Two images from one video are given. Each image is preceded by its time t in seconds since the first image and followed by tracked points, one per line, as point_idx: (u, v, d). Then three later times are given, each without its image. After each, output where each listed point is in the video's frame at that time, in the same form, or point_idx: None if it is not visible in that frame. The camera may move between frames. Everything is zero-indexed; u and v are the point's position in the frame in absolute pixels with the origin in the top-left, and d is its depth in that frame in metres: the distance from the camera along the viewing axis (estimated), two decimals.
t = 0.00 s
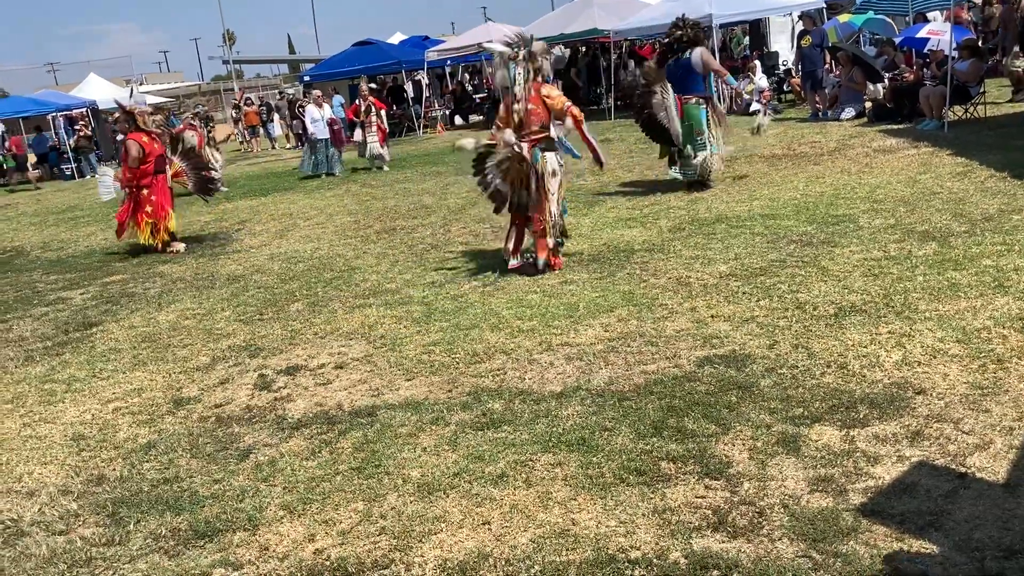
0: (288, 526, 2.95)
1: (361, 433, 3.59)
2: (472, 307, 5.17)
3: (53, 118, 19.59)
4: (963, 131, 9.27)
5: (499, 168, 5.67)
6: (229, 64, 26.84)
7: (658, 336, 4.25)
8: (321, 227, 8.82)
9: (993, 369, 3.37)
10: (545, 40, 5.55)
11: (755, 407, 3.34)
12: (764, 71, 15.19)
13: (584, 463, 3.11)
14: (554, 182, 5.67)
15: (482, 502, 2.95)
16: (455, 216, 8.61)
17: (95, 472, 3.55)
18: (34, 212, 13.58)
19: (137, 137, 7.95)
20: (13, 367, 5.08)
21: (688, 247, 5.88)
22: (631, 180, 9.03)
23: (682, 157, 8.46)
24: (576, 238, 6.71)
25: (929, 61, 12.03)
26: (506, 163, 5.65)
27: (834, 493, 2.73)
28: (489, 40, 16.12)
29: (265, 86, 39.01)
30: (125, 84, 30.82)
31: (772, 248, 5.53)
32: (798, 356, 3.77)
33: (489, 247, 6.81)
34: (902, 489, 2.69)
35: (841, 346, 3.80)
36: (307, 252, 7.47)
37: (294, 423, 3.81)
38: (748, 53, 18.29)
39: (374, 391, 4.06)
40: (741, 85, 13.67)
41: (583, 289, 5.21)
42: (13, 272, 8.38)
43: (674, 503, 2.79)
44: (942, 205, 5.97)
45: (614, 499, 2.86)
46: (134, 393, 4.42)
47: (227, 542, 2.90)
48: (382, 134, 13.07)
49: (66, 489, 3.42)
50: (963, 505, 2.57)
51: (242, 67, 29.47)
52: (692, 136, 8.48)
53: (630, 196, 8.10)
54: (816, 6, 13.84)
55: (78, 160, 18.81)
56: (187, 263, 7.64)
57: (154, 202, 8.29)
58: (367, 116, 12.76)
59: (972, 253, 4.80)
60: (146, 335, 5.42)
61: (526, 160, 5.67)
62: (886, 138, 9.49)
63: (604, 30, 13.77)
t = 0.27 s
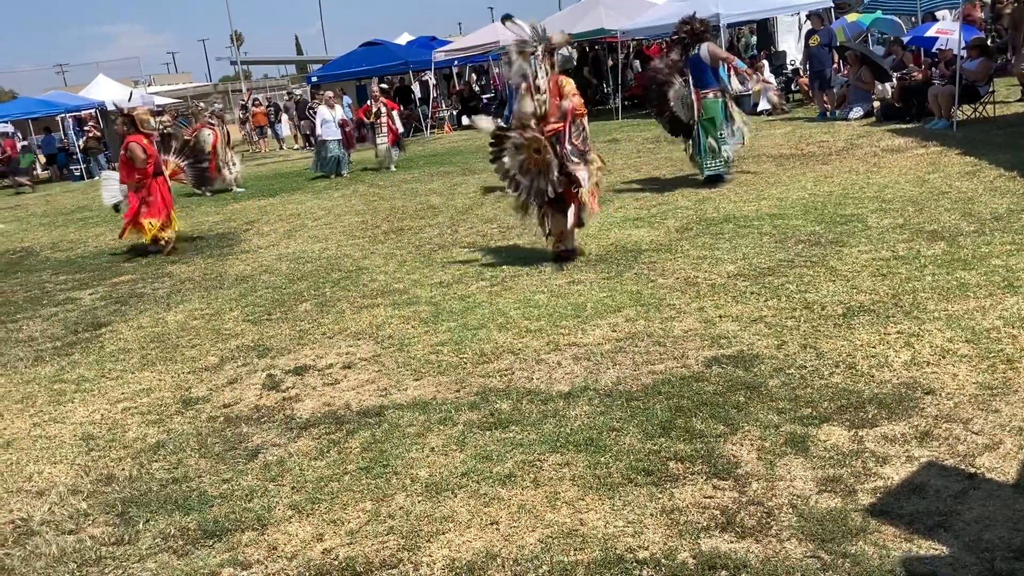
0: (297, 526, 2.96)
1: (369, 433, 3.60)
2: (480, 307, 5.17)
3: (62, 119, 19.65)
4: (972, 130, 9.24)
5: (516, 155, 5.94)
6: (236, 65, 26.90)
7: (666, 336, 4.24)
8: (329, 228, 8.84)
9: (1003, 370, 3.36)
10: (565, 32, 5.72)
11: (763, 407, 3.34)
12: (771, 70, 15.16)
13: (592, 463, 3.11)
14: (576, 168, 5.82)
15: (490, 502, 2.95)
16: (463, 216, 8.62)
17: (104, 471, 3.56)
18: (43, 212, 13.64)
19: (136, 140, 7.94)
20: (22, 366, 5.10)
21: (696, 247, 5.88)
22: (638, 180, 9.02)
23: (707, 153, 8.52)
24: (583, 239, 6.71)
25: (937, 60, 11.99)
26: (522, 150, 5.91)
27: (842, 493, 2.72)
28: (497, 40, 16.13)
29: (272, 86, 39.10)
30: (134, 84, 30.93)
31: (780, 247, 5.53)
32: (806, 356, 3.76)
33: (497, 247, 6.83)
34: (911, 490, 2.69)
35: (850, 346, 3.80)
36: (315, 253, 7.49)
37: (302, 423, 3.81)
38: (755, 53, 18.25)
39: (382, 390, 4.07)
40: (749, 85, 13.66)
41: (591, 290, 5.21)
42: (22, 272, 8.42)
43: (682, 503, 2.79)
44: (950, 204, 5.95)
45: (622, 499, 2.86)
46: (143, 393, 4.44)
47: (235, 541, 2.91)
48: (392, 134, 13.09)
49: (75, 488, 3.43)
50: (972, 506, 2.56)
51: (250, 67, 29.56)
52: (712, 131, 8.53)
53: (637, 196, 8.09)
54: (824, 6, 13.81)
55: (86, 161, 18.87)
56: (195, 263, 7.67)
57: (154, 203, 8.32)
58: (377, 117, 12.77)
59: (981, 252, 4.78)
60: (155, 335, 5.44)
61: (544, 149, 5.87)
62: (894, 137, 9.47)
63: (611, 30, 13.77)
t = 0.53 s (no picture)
0: (307, 526, 2.97)
1: (378, 434, 3.61)
2: (488, 308, 5.18)
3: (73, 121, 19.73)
4: (982, 130, 9.20)
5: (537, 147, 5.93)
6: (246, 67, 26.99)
7: (675, 337, 4.24)
8: (337, 229, 8.86)
9: (1014, 371, 3.34)
10: (596, 28, 5.82)
11: (772, 409, 3.33)
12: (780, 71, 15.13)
13: (601, 464, 3.11)
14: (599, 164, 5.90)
15: (499, 503, 2.96)
16: (472, 217, 8.63)
17: (115, 472, 3.58)
18: (55, 214, 13.70)
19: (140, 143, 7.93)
20: (34, 367, 5.13)
21: (705, 248, 5.87)
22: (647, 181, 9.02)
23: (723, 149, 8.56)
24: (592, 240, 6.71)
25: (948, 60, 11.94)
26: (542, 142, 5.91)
27: (852, 495, 2.72)
28: (505, 42, 16.15)
29: (281, 88, 39.21)
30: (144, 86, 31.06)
31: (789, 249, 5.52)
32: (816, 358, 3.75)
33: (505, 248, 6.83)
34: (922, 492, 2.68)
35: (860, 347, 3.79)
36: (324, 254, 7.50)
37: (312, 423, 3.82)
38: (764, 53, 18.22)
39: (391, 391, 4.08)
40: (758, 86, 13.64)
41: (600, 291, 5.21)
42: (33, 273, 8.46)
43: (692, 505, 2.79)
44: (961, 205, 5.93)
45: (631, 501, 2.86)
46: (154, 393, 4.45)
47: (245, 542, 2.92)
48: (403, 136, 13.12)
49: (86, 488, 3.45)
50: (983, 508, 2.55)
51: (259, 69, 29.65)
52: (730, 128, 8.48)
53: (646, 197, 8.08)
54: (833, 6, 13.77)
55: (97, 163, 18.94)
56: (205, 264, 7.69)
57: (154, 202, 8.39)
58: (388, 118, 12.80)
59: (991, 254, 4.77)
60: (165, 336, 5.46)
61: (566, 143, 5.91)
62: (904, 138, 9.44)
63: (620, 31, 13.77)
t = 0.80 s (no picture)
0: (315, 528, 2.97)
1: (387, 435, 3.61)
2: (497, 310, 5.17)
3: (82, 122, 19.79)
4: (993, 133, 9.16)
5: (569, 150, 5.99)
6: (254, 69, 27.06)
7: (684, 340, 4.23)
8: (346, 230, 8.87)
9: None
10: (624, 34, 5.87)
11: (782, 412, 3.32)
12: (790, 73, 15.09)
13: (610, 467, 3.10)
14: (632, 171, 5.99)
15: (507, 505, 2.95)
16: (480, 218, 8.63)
17: (123, 472, 3.58)
18: (64, 215, 13.75)
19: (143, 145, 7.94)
20: (43, 367, 5.14)
21: (714, 250, 5.85)
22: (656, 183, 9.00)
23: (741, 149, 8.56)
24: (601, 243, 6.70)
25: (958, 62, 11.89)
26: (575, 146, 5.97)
27: (863, 499, 2.70)
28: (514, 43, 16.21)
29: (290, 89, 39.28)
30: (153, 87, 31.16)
31: (799, 251, 5.50)
32: (826, 361, 3.74)
33: (514, 250, 6.82)
34: (933, 496, 2.66)
35: (870, 350, 3.77)
36: (333, 255, 7.51)
37: (320, 424, 3.82)
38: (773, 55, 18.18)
39: (399, 392, 4.07)
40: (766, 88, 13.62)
41: (609, 293, 5.20)
42: (43, 273, 8.49)
43: (701, 508, 2.78)
44: (972, 208, 5.90)
45: (640, 504, 2.85)
46: (163, 394, 4.46)
47: (253, 543, 2.92)
48: (412, 136, 13.16)
49: (95, 488, 3.45)
50: (995, 513, 2.53)
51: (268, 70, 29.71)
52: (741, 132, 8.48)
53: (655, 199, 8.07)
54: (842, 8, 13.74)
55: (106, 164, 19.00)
56: (214, 265, 7.71)
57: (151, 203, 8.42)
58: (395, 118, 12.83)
59: (1003, 257, 4.74)
60: (174, 336, 5.47)
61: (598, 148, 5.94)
62: (914, 140, 9.40)
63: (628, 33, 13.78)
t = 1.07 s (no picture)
0: (320, 531, 2.96)
1: (392, 438, 3.61)
2: (503, 313, 5.16)
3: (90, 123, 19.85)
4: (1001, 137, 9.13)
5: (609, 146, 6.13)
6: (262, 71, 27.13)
7: (690, 344, 4.22)
8: (352, 233, 8.87)
9: None
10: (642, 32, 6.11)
11: (788, 417, 3.31)
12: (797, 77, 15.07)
13: (615, 472, 3.10)
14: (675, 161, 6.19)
15: (512, 509, 2.95)
16: (487, 221, 8.63)
17: (129, 474, 3.59)
18: (71, 216, 13.79)
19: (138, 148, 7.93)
20: (50, 368, 5.16)
21: (721, 254, 5.84)
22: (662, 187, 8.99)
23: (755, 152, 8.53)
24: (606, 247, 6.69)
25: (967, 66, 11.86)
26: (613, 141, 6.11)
27: (869, 505, 2.69)
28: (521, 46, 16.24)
29: (298, 92, 39.36)
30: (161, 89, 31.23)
31: (806, 255, 5.49)
32: (833, 365, 3.72)
33: (520, 253, 6.82)
34: (940, 503, 2.65)
35: (876, 355, 3.76)
36: (339, 257, 7.52)
37: (325, 427, 3.82)
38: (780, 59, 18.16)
39: (405, 395, 4.07)
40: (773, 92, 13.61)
41: (615, 296, 5.19)
42: (51, 275, 8.51)
43: (706, 513, 2.77)
44: (980, 212, 5.89)
45: (645, 509, 2.84)
46: (169, 396, 4.46)
47: (258, 545, 2.92)
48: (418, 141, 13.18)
49: (101, 490, 3.46)
50: (1003, 520, 2.52)
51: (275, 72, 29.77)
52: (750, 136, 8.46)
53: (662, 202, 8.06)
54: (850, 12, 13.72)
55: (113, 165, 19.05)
56: (221, 266, 7.72)
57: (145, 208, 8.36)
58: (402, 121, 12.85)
59: (1011, 262, 4.72)
60: (180, 338, 5.48)
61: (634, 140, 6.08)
62: (921, 145, 9.38)
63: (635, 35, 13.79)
